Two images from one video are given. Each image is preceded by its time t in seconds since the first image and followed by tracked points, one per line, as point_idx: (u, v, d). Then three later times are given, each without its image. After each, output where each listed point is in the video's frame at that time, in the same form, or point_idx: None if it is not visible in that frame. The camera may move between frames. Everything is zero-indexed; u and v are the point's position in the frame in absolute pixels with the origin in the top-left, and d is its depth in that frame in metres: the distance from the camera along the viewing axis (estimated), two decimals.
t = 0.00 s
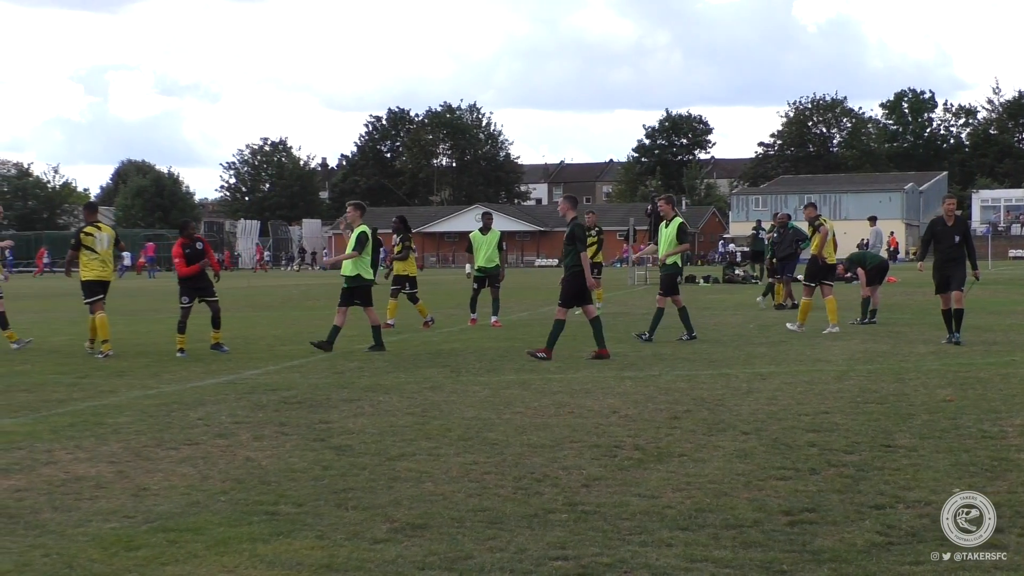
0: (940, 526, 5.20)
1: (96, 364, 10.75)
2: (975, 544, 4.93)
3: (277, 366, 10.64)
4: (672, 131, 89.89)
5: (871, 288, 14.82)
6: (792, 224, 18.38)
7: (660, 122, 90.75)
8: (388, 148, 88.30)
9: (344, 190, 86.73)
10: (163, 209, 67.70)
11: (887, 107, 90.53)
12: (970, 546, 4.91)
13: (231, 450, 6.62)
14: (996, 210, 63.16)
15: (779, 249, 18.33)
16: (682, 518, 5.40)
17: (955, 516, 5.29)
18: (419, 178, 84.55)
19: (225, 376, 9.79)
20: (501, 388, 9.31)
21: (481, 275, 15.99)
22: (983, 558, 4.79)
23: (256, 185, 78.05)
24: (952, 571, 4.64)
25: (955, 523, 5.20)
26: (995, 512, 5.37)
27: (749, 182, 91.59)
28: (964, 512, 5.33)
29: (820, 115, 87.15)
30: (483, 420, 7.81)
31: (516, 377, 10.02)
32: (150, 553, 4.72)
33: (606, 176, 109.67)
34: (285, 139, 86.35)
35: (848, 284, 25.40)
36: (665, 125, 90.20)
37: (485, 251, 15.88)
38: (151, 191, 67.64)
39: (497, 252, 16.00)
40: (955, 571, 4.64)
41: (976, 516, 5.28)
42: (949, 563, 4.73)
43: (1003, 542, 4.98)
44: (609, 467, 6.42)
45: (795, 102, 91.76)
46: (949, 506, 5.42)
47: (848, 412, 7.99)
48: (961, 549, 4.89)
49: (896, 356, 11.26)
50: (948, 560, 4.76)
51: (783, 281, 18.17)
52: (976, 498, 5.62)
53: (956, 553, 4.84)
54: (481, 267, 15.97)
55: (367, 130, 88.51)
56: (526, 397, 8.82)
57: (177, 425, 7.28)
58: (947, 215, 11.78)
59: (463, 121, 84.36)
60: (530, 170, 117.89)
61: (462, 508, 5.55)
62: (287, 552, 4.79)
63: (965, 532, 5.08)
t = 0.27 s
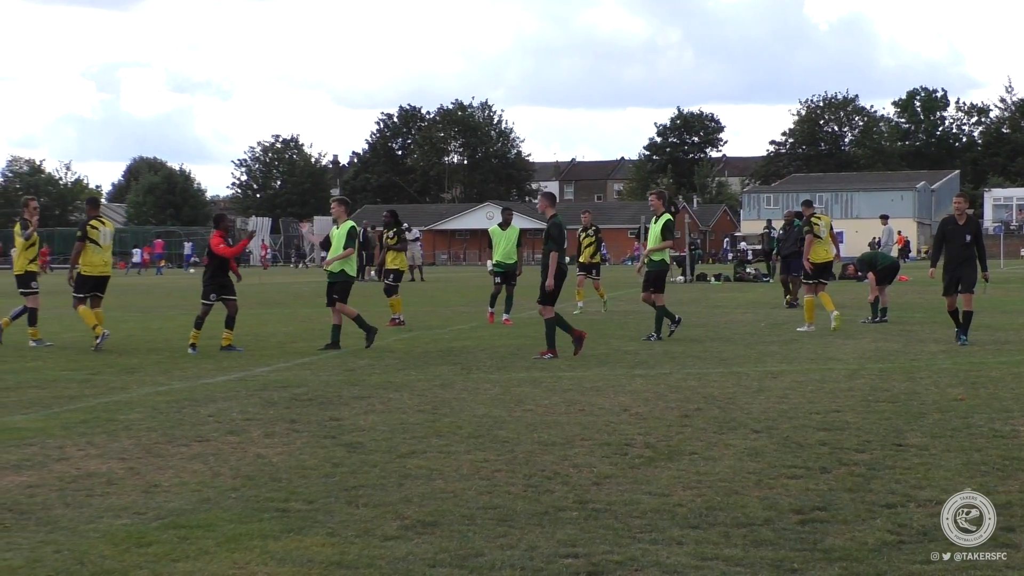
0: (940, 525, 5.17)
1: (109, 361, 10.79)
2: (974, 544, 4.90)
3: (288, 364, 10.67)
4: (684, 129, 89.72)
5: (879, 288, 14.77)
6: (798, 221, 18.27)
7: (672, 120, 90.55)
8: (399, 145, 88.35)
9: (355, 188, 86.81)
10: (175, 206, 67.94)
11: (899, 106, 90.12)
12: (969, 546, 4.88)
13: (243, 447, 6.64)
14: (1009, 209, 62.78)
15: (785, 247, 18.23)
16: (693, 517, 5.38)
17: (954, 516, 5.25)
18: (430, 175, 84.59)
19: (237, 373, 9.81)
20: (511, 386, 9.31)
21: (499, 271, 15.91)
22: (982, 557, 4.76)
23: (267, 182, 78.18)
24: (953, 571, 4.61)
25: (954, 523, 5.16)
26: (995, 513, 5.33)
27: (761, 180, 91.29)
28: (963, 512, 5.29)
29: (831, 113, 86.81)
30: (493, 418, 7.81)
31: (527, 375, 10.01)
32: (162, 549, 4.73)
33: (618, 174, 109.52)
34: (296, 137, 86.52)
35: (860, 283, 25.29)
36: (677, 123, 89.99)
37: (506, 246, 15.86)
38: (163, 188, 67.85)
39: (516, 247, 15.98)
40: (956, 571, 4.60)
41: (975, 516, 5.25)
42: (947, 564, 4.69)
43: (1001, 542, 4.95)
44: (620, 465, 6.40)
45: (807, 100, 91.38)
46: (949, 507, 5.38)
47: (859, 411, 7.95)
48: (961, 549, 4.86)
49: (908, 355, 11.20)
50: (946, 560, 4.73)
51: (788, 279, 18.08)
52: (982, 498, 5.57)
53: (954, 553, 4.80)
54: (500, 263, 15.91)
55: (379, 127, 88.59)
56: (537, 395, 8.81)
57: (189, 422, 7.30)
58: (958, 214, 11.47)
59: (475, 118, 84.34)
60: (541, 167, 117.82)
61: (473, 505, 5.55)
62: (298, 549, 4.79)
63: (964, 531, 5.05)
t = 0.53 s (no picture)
0: (935, 525, 5.12)
1: (121, 357, 10.84)
2: (971, 544, 4.84)
3: (299, 361, 10.68)
4: (696, 127, 89.54)
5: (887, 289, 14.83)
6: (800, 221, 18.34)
7: (684, 118, 90.36)
8: (411, 143, 88.45)
9: (368, 186, 86.90)
10: (187, 203, 68.17)
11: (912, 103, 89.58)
12: (966, 546, 4.83)
13: (254, 444, 6.64)
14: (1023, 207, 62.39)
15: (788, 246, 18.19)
16: (705, 515, 5.35)
17: (954, 515, 5.21)
18: (442, 173, 84.65)
19: (249, 370, 9.84)
20: (523, 384, 9.30)
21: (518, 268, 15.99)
22: (982, 557, 4.72)
23: (280, 179, 78.34)
24: (956, 571, 4.56)
25: (953, 523, 5.11)
26: (995, 512, 5.29)
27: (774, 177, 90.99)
28: (964, 511, 5.24)
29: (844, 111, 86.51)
30: (505, 415, 7.79)
31: (539, 372, 10.01)
32: (175, 547, 4.72)
33: (630, 172, 109.34)
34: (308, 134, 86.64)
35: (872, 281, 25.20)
36: (689, 121, 89.84)
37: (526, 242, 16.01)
38: (175, 185, 68.06)
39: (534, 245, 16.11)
40: (959, 571, 4.56)
41: (974, 516, 5.20)
42: (947, 563, 4.65)
43: (1003, 542, 4.91)
44: (632, 463, 6.37)
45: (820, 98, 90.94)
46: (947, 507, 5.33)
47: (871, 409, 7.91)
48: (956, 549, 4.81)
49: (920, 353, 11.14)
50: (947, 559, 4.69)
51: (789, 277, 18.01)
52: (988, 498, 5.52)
53: (955, 553, 4.76)
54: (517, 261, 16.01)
55: (391, 125, 88.69)
56: (549, 393, 8.78)
57: (201, 419, 7.32)
58: (965, 211, 11.24)
59: (487, 116, 84.34)
60: (553, 166, 117.76)
61: (485, 503, 5.52)
62: (310, 546, 4.79)
63: (964, 531, 5.00)
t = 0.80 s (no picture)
0: (940, 525, 5.09)
1: (130, 357, 10.86)
2: (974, 544, 4.82)
3: (309, 361, 10.69)
4: (706, 127, 89.38)
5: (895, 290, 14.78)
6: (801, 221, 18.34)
7: (694, 118, 90.19)
8: (421, 143, 88.51)
9: (378, 186, 86.94)
10: (197, 203, 68.30)
11: (922, 102, 89.17)
12: (969, 546, 4.80)
13: (264, 444, 6.65)
14: None
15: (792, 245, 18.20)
16: (714, 515, 5.33)
17: (955, 515, 5.17)
18: (452, 173, 84.68)
19: (258, 370, 9.85)
20: (532, 384, 9.28)
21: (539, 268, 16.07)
22: (984, 557, 4.69)
23: (289, 179, 78.48)
24: (959, 571, 4.53)
25: (955, 523, 5.08)
26: (997, 513, 5.26)
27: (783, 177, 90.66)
28: (965, 511, 5.22)
29: (853, 110, 86.17)
30: (515, 415, 7.77)
31: (549, 372, 9.99)
32: (184, 546, 4.73)
33: (640, 172, 109.20)
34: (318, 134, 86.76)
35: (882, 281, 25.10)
36: (698, 121, 89.67)
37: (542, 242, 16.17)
38: (185, 185, 68.20)
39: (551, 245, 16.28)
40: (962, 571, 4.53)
41: (977, 516, 5.17)
42: (948, 564, 4.62)
43: (1005, 543, 4.87)
44: (641, 463, 6.35)
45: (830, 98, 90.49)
46: (950, 507, 5.30)
47: (881, 408, 7.87)
48: (960, 549, 4.78)
49: (931, 352, 11.09)
50: (948, 560, 4.66)
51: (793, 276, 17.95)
52: (995, 499, 5.48)
53: (957, 553, 4.73)
54: (537, 261, 16.16)
55: (400, 125, 88.75)
56: (558, 393, 8.76)
57: (210, 419, 7.32)
58: (966, 213, 11.07)
59: (496, 116, 84.31)
60: (562, 166, 117.70)
61: (495, 503, 5.52)
62: (320, 546, 4.78)
63: (965, 531, 4.97)
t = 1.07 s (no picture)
0: (941, 525, 5.07)
1: (137, 357, 10.87)
2: (975, 544, 4.80)
3: (316, 361, 10.68)
4: (713, 126, 89.20)
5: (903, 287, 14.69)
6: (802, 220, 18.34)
7: (701, 117, 90.04)
8: (428, 143, 88.55)
9: (384, 186, 86.98)
10: (205, 203, 68.43)
11: (930, 102, 88.82)
12: (970, 546, 4.78)
13: (271, 444, 6.64)
14: None
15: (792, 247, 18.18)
16: (722, 515, 5.30)
17: (954, 516, 5.14)
18: (459, 173, 84.70)
19: (265, 369, 9.85)
20: (540, 384, 9.26)
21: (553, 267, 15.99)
22: (984, 558, 4.66)
23: (296, 179, 78.58)
24: (957, 572, 4.51)
25: (956, 523, 5.05)
26: (996, 513, 5.23)
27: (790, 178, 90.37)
28: (965, 512, 5.19)
29: (860, 110, 85.87)
30: (521, 415, 7.76)
31: (555, 373, 9.97)
32: (191, 546, 4.72)
33: (647, 171, 109.07)
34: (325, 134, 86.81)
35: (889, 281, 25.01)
36: (705, 120, 89.51)
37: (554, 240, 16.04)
38: (193, 185, 68.34)
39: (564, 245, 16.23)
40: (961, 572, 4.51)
41: (978, 516, 5.14)
42: (945, 563, 4.61)
43: (1003, 543, 4.85)
44: (648, 463, 6.33)
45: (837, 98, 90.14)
46: (950, 507, 5.28)
47: (888, 408, 7.84)
48: (961, 549, 4.76)
49: (939, 352, 11.03)
50: (947, 560, 4.63)
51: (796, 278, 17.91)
52: (1000, 500, 5.44)
53: (959, 553, 4.71)
54: (553, 258, 16.09)
55: (407, 125, 88.77)
56: (565, 393, 8.74)
57: (218, 419, 7.32)
58: (961, 210, 11.05)
59: (503, 116, 84.27)
60: (569, 166, 117.63)
61: (502, 503, 5.51)
62: (327, 546, 4.78)
63: (965, 531, 4.95)
